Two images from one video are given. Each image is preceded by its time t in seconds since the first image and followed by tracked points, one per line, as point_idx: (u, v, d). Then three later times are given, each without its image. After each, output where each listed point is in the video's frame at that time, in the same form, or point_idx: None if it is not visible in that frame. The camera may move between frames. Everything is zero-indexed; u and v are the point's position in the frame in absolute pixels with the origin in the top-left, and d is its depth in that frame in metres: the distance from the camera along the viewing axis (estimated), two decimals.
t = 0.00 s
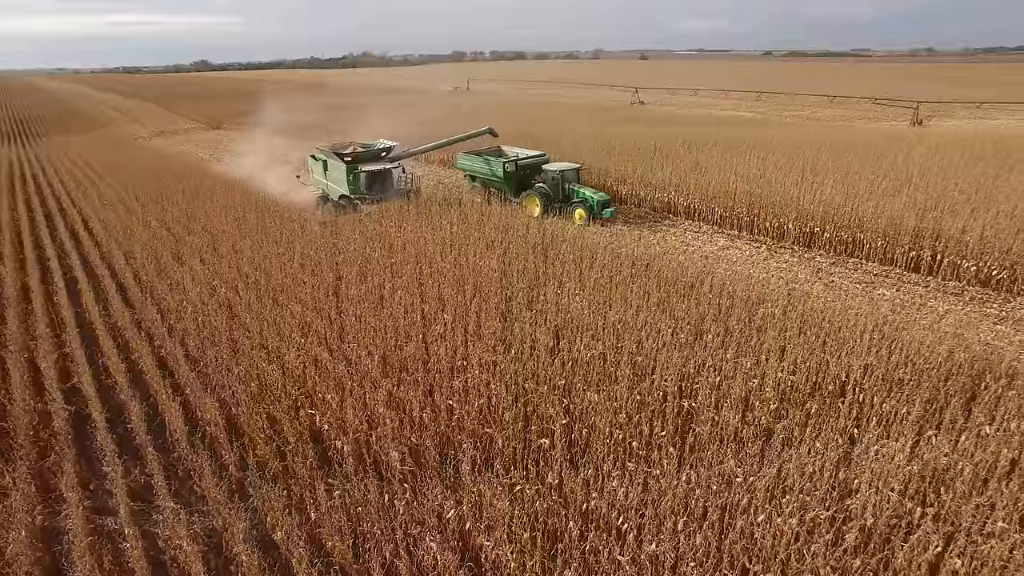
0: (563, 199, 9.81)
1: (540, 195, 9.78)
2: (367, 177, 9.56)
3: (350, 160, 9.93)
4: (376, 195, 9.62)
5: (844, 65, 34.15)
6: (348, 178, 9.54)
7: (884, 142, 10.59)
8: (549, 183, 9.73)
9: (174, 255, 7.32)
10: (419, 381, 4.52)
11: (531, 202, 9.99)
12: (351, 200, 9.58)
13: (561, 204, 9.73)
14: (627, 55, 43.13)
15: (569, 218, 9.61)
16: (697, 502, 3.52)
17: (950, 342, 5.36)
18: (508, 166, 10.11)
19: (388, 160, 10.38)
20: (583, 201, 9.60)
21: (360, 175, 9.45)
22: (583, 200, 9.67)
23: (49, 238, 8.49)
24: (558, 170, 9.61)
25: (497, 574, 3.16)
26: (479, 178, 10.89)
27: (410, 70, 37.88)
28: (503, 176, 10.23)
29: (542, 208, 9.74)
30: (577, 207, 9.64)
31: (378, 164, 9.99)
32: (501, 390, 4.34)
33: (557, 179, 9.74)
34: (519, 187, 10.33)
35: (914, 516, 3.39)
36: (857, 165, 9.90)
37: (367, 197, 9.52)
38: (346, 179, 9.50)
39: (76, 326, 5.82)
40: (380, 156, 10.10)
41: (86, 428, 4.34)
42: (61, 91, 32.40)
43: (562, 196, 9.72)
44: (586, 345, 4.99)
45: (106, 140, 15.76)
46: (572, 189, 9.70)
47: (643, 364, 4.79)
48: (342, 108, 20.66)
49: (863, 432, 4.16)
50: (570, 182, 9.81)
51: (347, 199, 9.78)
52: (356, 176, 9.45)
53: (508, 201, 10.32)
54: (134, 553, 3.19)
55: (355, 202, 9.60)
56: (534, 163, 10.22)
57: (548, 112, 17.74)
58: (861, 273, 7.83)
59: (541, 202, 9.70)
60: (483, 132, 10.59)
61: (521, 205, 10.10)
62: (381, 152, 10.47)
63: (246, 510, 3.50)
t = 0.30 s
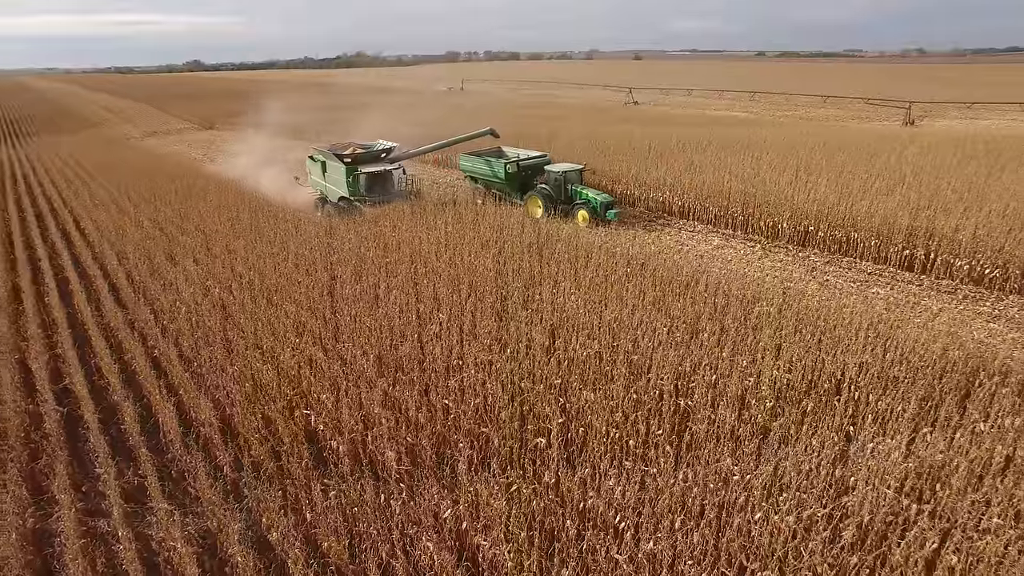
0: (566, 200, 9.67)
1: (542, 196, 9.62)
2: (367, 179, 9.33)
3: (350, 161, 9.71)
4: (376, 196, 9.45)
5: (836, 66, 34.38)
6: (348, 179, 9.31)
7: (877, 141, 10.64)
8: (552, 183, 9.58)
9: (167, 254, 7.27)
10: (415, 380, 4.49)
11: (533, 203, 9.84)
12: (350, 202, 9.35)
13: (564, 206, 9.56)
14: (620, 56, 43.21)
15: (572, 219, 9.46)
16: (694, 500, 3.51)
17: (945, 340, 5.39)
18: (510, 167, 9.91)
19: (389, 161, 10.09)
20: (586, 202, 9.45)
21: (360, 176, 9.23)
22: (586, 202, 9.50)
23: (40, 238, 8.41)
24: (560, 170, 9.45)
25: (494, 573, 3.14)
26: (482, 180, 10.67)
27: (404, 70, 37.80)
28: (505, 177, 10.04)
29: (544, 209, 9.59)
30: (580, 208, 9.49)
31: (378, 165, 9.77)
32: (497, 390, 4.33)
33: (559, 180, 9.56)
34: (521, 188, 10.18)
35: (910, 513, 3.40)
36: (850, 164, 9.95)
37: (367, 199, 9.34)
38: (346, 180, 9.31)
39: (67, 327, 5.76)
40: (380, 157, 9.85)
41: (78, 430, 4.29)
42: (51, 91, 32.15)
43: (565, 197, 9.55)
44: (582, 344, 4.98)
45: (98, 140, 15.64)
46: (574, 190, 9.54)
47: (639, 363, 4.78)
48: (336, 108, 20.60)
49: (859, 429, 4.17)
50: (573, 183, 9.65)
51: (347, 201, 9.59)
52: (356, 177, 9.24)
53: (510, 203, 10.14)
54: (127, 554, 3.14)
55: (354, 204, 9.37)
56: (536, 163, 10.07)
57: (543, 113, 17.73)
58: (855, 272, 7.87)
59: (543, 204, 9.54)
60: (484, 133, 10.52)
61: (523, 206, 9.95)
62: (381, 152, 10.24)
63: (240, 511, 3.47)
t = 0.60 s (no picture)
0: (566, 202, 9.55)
1: (542, 198, 9.49)
2: (364, 181, 9.14)
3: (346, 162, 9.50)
4: (374, 198, 9.27)
5: (825, 66, 34.66)
6: (345, 181, 9.11)
7: (866, 140, 10.73)
8: (551, 185, 9.43)
9: (157, 255, 7.19)
10: (409, 380, 4.47)
11: (533, 204, 9.72)
12: (347, 204, 9.15)
13: (563, 207, 9.45)
14: (611, 56, 43.31)
15: (572, 220, 9.36)
16: (689, 497, 3.51)
17: (936, 337, 5.43)
18: (508, 168, 9.75)
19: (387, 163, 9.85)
20: (586, 204, 9.34)
21: (357, 178, 9.03)
22: (586, 203, 9.38)
23: (27, 240, 8.30)
24: (560, 171, 9.28)
25: (490, 572, 3.13)
26: (479, 180, 10.46)
27: (395, 70, 37.71)
28: (503, 178, 9.88)
29: (544, 211, 9.48)
30: (580, 209, 9.39)
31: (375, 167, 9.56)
32: (491, 389, 4.31)
33: (559, 182, 9.42)
34: (520, 189, 10.03)
35: (903, 508, 3.42)
36: (840, 163, 10.03)
37: (364, 201, 9.15)
38: (342, 182, 9.11)
39: (55, 329, 5.68)
40: (378, 159, 9.60)
41: (67, 433, 4.23)
42: (36, 91, 31.78)
43: (565, 198, 9.43)
44: (576, 343, 4.97)
45: (85, 140, 15.47)
46: (574, 192, 9.42)
47: (633, 361, 4.78)
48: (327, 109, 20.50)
49: (852, 426, 4.19)
50: (573, 184, 9.50)
51: (343, 203, 9.39)
52: (352, 179, 9.04)
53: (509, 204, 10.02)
54: (118, 557, 3.10)
55: (351, 206, 9.17)
56: (535, 164, 9.90)
57: (535, 113, 17.72)
58: (846, 270, 7.92)
59: (542, 205, 9.43)
60: (482, 135, 10.45)
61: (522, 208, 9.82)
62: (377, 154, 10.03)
63: (233, 512, 3.43)
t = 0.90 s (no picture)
0: (564, 204, 9.38)
1: (540, 199, 9.37)
2: (360, 182, 8.94)
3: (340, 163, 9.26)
4: (369, 200, 9.08)
5: (812, 66, 34.96)
6: (339, 182, 8.89)
7: (853, 139, 10.83)
8: (549, 186, 9.28)
9: (144, 256, 7.11)
10: (400, 379, 4.45)
11: (531, 205, 9.61)
12: (342, 207, 8.94)
13: (562, 209, 9.29)
14: (600, 56, 43.42)
15: (570, 222, 9.18)
16: (682, 493, 3.52)
17: (924, 333, 5.48)
18: (506, 168, 9.62)
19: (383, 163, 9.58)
20: (585, 206, 9.16)
21: (353, 179, 8.83)
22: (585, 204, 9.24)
23: (11, 241, 8.17)
24: (557, 172, 9.15)
25: (483, 570, 3.12)
26: (476, 182, 10.35)
27: (384, 70, 37.57)
28: (501, 179, 9.76)
29: (542, 212, 9.37)
30: (578, 211, 9.21)
31: (371, 167, 9.36)
32: (483, 387, 4.30)
33: (557, 183, 9.27)
34: (517, 191, 9.92)
35: (894, 502, 3.45)
36: (828, 162, 10.13)
37: (360, 203, 8.95)
38: (337, 184, 8.89)
39: (40, 332, 5.60)
40: (373, 159, 9.37)
41: (53, 436, 4.16)
42: (19, 91, 31.33)
43: (563, 200, 9.28)
44: (568, 341, 4.97)
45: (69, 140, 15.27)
46: (572, 193, 9.26)
47: (624, 359, 4.79)
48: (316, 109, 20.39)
49: (842, 421, 4.22)
50: (571, 185, 9.33)
51: (338, 205, 9.18)
52: (348, 181, 8.84)
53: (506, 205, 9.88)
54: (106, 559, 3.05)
55: (347, 209, 8.96)
56: (532, 166, 9.81)
57: (525, 113, 17.73)
58: (835, 267, 7.98)
59: (541, 207, 9.31)
60: (477, 134, 10.40)
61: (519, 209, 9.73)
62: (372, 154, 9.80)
63: (224, 514, 3.40)
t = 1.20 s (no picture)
0: (560, 205, 9.31)
1: (536, 200, 9.26)
2: (353, 184, 8.74)
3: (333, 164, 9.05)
4: (362, 202, 8.88)
5: (796, 66, 35.33)
6: (332, 184, 8.67)
7: (837, 137, 10.97)
8: (545, 187, 9.21)
9: (128, 257, 7.02)
10: (389, 379, 4.43)
11: (527, 206, 9.48)
12: (335, 208, 8.72)
13: (558, 210, 9.21)
14: (587, 56, 43.55)
15: (567, 224, 9.09)
16: (672, 488, 3.54)
17: (908, 328, 5.56)
18: (500, 169, 9.45)
19: (376, 164, 9.41)
20: (581, 207, 9.09)
21: (346, 181, 8.65)
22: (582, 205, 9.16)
23: None
24: (554, 172, 9.08)
25: (475, 568, 3.11)
26: (470, 182, 10.21)
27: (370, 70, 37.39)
28: (495, 180, 9.59)
29: (538, 213, 9.26)
30: (575, 212, 9.13)
31: (364, 168, 9.18)
32: (473, 386, 4.30)
33: (553, 184, 9.21)
34: (512, 192, 9.79)
35: (880, 494, 3.50)
36: (813, 160, 10.25)
37: (353, 205, 8.75)
38: (330, 185, 8.69)
39: (21, 335, 5.50)
40: (366, 160, 9.17)
41: (36, 439, 4.10)
42: None
43: (559, 201, 9.22)
44: (557, 339, 4.98)
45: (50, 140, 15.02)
46: (569, 194, 9.20)
47: (613, 357, 4.82)
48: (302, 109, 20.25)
49: (829, 415, 4.27)
50: (567, 186, 9.28)
51: (330, 207, 8.97)
52: (341, 182, 8.64)
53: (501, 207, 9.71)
54: (91, 564, 3.01)
55: (340, 211, 8.74)
56: (527, 166, 9.69)
57: (513, 113, 17.74)
58: (820, 264, 8.07)
59: (537, 208, 9.20)
60: (472, 134, 10.24)
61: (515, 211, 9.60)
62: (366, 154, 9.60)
63: (212, 516, 3.36)
